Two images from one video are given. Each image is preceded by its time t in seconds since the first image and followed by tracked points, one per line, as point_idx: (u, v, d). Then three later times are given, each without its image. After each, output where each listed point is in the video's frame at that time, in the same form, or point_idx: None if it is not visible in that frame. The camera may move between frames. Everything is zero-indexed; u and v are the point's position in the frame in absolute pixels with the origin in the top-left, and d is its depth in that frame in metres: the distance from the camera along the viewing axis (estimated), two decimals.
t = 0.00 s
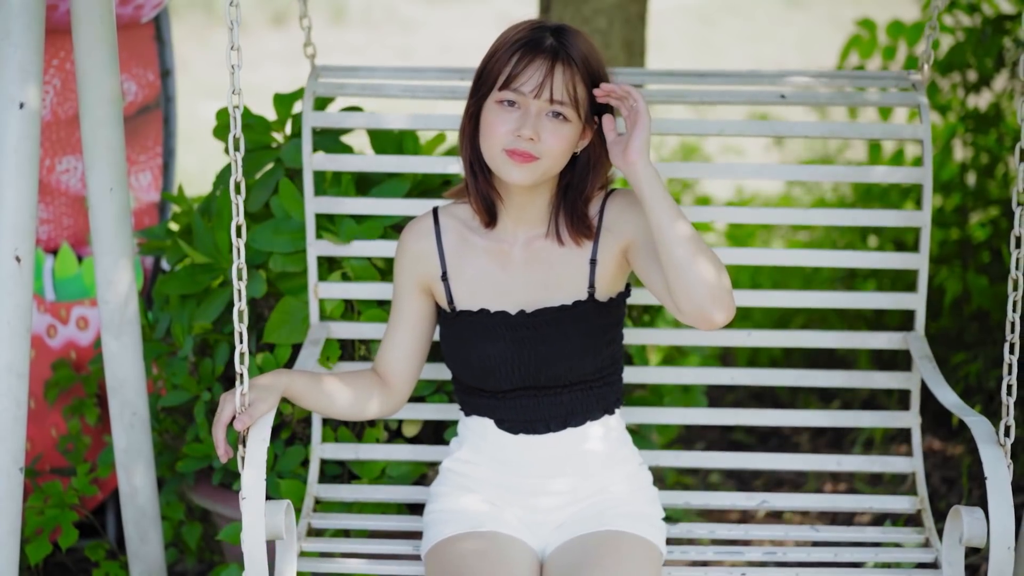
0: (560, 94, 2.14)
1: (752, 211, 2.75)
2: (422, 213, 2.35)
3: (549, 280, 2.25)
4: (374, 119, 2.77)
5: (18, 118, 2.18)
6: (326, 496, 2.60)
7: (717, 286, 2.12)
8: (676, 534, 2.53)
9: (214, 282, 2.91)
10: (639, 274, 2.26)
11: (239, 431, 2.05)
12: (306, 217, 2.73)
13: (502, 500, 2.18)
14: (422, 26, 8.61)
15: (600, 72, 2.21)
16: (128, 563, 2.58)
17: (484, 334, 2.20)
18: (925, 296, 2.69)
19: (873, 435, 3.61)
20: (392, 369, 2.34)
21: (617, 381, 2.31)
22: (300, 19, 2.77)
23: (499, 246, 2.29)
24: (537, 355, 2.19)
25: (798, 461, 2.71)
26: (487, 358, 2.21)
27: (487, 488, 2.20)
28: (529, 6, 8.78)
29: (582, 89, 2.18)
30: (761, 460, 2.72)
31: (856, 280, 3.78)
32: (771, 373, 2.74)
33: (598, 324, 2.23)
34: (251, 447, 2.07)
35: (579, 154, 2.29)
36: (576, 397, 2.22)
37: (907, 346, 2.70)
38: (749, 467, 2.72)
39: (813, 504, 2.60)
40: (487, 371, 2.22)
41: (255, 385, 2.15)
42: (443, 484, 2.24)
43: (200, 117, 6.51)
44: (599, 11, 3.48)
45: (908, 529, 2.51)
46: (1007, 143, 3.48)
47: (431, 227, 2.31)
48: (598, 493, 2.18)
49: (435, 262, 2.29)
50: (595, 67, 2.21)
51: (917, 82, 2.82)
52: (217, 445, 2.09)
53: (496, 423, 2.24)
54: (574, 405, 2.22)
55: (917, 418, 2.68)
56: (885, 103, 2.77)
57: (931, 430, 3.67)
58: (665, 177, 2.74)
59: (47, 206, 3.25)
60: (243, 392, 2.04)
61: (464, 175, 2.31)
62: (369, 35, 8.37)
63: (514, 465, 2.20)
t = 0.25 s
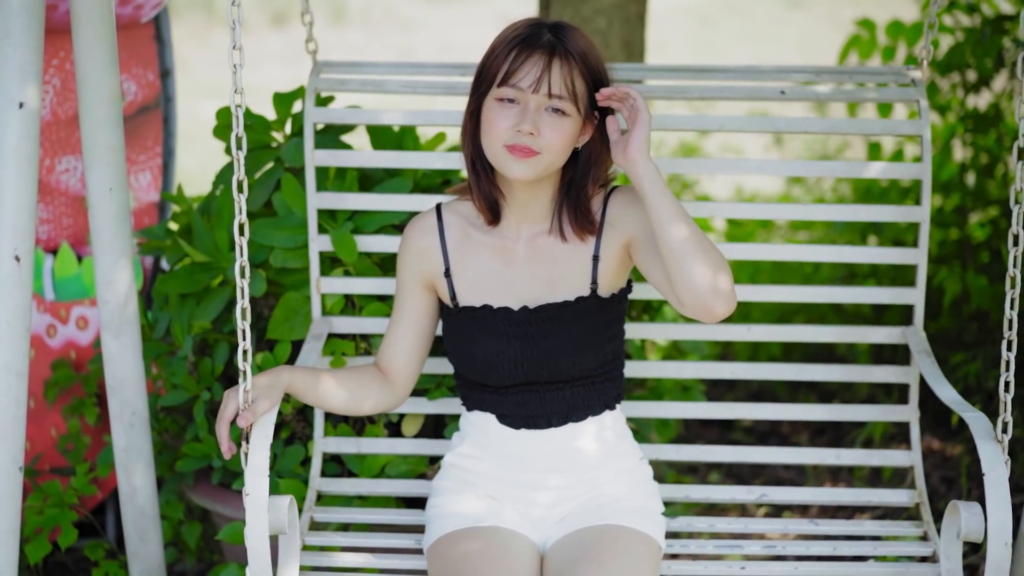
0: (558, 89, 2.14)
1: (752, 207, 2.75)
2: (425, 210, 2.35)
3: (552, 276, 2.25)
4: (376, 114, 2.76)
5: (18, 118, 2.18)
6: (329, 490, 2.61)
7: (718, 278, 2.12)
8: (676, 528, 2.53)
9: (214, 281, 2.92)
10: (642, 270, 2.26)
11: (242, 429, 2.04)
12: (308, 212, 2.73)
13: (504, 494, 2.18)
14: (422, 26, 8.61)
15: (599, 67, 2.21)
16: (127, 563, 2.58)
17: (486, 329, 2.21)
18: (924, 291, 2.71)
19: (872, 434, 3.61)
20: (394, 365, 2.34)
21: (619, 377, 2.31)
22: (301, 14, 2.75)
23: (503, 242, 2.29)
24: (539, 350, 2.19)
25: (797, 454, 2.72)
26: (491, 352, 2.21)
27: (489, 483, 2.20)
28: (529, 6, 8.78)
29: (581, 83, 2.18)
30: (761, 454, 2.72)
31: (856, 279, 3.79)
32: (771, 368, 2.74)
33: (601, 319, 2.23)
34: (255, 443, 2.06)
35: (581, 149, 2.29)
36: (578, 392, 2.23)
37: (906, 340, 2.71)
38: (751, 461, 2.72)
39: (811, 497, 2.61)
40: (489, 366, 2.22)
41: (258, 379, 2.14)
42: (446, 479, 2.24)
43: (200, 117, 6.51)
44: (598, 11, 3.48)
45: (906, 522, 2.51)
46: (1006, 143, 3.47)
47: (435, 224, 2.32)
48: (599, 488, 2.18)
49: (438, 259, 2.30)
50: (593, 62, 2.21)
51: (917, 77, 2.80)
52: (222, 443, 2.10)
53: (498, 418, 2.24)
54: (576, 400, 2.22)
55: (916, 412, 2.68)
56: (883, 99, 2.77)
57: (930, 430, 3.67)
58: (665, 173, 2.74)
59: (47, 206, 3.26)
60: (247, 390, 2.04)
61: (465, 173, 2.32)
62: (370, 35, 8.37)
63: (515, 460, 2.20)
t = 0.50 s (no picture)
0: (556, 86, 2.15)
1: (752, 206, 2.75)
2: (428, 208, 2.35)
3: (554, 274, 2.26)
4: (376, 113, 2.76)
5: (18, 119, 2.18)
6: (329, 489, 2.62)
7: (720, 268, 2.12)
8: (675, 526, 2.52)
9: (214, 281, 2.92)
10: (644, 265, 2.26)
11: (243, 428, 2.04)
12: (308, 211, 2.73)
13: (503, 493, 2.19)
14: (422, 26, 8.62)
15: (597, 64, 2.22)
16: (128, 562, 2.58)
17: (488, 327, 2.21)
18: (923, 290, 2.71)
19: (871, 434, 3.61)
20: (395, 363, 2.34)
21: (619, 376, 2.31)
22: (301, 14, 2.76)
23: (505, 241, 2.29)
24: (540, 349, 2.19)
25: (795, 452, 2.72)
26: (491, 350, 2.21)
27: (488, 481, 2.20)
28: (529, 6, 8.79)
29: (579, 81, 2.19)
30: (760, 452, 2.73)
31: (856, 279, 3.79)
32: (770, 367, 2.74)
33: (602, 318, 2.24)
34: (255, 443, 2.06)
35: (582, 147, 2.30)
36: (578, 391, 2.23)
37: (904, 340, 2.71)
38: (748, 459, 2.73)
39: (809, 495, 2.61)
40: (490, 364, 2.22)
41: (258, 378, 2.15)
42: (446, 477, 2.25)
43: (200, 117, 6.52)
44: (598, 11, 3.49)
45: (905, 521, 2.51)
46: (1005, 142, 3.47)
47: (437, 223, 2.32)
48: (598, 486, 2.18)
49: (440, 258, 2.30)
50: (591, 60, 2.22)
51: (916, 76, 2.81)
52: (221, 440, 2.10)
53: (498, 417, 2.24)
54: (576, 398, 2.23)
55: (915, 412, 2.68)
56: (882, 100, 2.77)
57: (930, 430, 3.67)
58: (665, 173, 2.75)
59: (47, 206, 3.26)
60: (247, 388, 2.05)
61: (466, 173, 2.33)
62: (371, 35, 8.38)
63: (516, 458, 2.21)
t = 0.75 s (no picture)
0: (551, 84, 2.15)
1: (749, 209, 2.76)
2: (430, 209, 2.35)
3: (555, 274, 2.26)
4: (374, 115, 2.76)
5: (18, 120, 2.18)
6: (326, 491, 2.62)
7: (723, 259, 2.13)
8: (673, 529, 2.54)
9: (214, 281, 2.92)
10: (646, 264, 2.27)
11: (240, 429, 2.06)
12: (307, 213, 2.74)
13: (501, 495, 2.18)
14: (422, 26, 8.62)
15: (593, 61, 2.23)
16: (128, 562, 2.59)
17: (489, 327, 2.21)
18: (921, 292, 2.70)
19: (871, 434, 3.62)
20: (396, 364, 2.34)
21: (617, 378, 2.31)
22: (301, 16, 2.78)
23: (506, 241, 2.29)
24: (540, 349, 2.20)
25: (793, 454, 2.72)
26: (491, 351, 2.21)
27: (486, 483, 2.20)
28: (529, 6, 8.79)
29: (574, 78, 2.19)
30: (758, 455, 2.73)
31: (855, 280, 3.79)
32: (770, 370, 2.74)
33: (601, 320, 2.24)
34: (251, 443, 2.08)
35: (582, 146, 2.31)
36: (577, 392, 2.23)
37: (903, 342, 2.71)
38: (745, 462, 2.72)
39: (808, 499, 2.62)
40: (490, 364, 2.22)
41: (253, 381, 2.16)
42: (443, 479, 2.24)
43: (201, 117, 6.52)
44: (598, 12, 3.49)
45: (903, 524, 2.51)
46: (1006, 144, 3.49)
47: (438, 224, 2.32)
48: (596, 488, 2.18)
49: (440, 259, 2.30)
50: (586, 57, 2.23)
51: (914, 79, 2.81)
52: (217, 442, 2.11)
53: (497, 417, 2.23)
54: (575, 400, 2.23)
55: (913, 414, 2.68)
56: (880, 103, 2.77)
57: (929, 430, 3.68)
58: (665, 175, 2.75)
59: (47, 206, 3.26)
60: (242, 390, 2.06)
61: (466, 176, 2.33)
62: (372, 36, 8.38)
63: (514, 459, 2.20)
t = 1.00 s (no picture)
0: (546, 83, 2.16)
1: (746, 214, 2.75)
2: (430, 210, 2.36)
3: (555, 276, 2.26)
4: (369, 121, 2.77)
5: (17, 120, 2.19)
6: (321, 498, 2.60)
7: (725, 256, 2.13)
8: (671, 536, 2.55)
9: (213, 281, 2.92)
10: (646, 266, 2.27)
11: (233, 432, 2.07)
12: (302, 218, 2.74)
13: (497, 499, 2.19)
14: (422, 26, 8.61)
15: (588, 58, 2.23)
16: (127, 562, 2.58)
17: (488, 328, 2.22)
18: (919, 298, 2.69)
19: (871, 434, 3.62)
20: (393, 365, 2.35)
21: (614, 382, 2.31)
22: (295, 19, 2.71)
23: (506, 243, 2.30)
24: (539, 351, 2.20)
25: (792, 461, 2.72)
26: (490, 354, 2.22)
27: (482, 487, 2.20)
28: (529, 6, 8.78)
29: (569, 76, 2.19)
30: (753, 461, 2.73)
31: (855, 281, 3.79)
32: (767, 376, 2.74)
33: (600, 324, 2.24)
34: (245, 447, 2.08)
35: (582, 145, 2.30)
36: (575, 396, 2.23)
37: (901, 349, 2.69)
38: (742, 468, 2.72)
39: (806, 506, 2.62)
40: (489, 366, 2.22)
41: (248, 385, 2.15)
42: (439, 484, 2.25)
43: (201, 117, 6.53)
44: (597, 12, 3.49)
45: (902, 531, 2.51)
46: (1005, 144, 3.48)
47: (437, 225, 2.32)
48: (593, 491, 2.19)
49: (440, 261, 2.30)
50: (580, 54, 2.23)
51: (912, 84, 2.81)
52: (211, 446, 2.10)
53: (494, 420, 2.23)
54: (573, 403, 2.23)
55: (911, 421, 2.68)
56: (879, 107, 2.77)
57: (929, 431, 3.68)
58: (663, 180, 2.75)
59: (47, 206, 3.26)
60: (235, 393, 2.06)
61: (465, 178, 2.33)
62: (371, 36, 8.38)
63: (511, 463, 2.21)
